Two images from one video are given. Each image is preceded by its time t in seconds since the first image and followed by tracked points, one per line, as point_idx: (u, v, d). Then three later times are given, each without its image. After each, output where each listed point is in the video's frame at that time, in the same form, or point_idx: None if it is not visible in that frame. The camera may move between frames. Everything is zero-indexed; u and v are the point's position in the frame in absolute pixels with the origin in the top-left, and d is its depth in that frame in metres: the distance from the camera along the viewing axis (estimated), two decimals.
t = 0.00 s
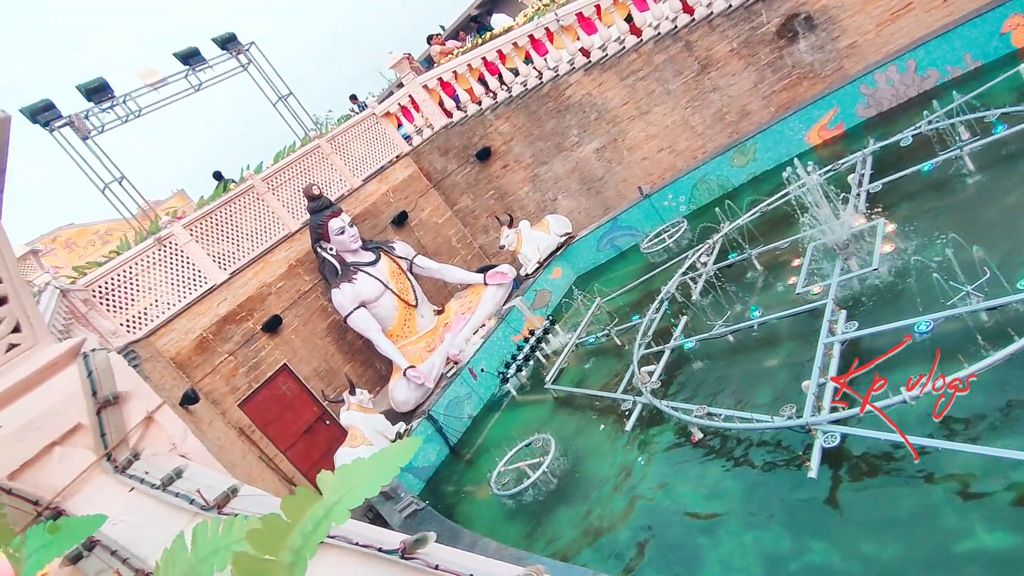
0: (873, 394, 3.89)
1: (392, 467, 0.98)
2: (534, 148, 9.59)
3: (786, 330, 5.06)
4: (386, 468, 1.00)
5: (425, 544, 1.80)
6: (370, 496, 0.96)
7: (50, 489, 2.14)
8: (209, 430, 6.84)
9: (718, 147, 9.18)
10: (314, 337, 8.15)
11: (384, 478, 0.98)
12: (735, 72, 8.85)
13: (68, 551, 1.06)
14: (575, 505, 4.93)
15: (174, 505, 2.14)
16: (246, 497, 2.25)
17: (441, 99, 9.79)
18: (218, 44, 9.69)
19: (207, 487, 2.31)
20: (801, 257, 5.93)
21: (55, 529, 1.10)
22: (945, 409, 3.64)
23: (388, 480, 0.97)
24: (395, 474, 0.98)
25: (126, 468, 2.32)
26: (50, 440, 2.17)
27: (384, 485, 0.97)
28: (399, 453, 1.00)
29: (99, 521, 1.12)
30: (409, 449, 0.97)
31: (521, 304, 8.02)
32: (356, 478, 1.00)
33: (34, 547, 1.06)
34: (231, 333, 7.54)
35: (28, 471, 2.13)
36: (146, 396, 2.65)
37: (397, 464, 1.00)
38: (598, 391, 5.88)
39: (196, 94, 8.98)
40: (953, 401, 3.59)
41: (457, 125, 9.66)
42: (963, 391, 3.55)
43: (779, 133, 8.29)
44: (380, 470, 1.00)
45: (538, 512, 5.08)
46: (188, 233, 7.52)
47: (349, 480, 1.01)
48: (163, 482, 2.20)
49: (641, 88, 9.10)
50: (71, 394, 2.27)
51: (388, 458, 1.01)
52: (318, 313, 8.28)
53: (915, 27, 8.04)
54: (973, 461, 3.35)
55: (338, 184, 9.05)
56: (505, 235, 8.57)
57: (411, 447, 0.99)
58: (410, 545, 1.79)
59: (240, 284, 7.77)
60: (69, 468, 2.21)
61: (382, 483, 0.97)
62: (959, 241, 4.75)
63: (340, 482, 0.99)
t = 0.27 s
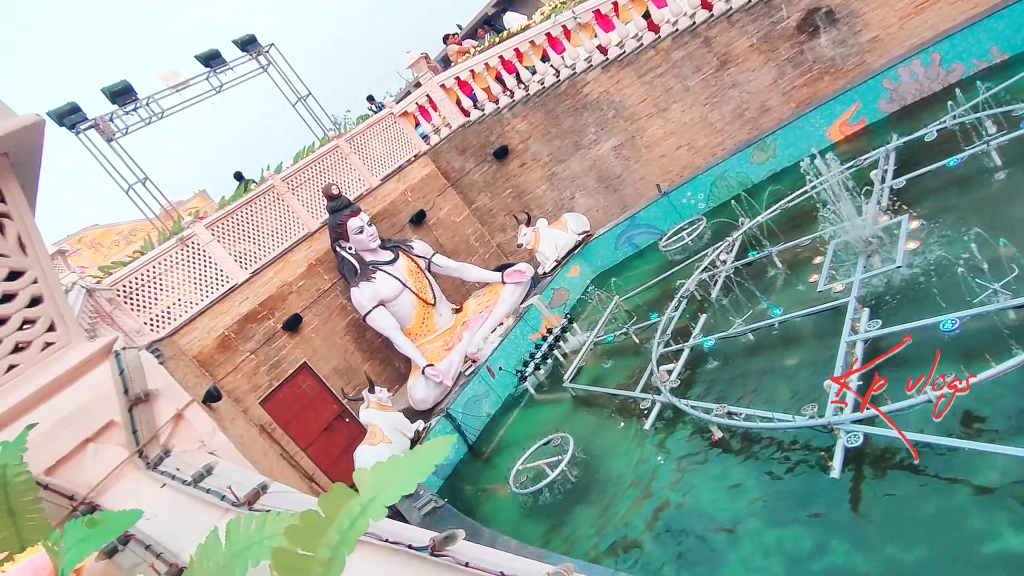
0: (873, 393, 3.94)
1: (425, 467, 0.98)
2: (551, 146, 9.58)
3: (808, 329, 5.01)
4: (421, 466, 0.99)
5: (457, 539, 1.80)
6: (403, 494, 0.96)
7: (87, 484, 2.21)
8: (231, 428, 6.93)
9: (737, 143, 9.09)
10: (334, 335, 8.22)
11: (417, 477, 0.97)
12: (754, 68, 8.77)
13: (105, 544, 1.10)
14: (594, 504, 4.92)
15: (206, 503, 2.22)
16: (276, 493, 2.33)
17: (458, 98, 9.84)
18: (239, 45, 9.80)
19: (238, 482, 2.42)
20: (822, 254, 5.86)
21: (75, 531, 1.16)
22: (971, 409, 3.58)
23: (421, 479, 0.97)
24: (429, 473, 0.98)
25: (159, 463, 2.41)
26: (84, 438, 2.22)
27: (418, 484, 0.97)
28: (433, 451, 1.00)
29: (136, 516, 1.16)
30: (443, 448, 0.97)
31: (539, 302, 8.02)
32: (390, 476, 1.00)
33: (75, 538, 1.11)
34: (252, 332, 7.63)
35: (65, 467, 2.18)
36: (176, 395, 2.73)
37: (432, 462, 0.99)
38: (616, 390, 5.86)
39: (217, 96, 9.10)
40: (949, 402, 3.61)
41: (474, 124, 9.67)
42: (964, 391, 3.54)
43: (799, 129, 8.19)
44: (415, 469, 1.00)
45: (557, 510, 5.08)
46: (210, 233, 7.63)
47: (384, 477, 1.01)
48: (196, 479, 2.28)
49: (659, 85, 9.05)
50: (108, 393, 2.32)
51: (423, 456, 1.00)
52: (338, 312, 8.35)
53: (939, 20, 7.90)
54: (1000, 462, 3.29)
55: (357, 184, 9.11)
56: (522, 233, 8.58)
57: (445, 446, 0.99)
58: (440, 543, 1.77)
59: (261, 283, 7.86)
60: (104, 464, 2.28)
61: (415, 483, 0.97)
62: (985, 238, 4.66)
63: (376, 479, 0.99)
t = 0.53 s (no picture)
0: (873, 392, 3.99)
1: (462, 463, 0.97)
2: (570, 144, 9.56)
3: (830, 328, 4.94)
4: (460, 463, 0.98)
5: (488, 536, 1.81)
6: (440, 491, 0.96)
7: (123, 475, 2.53)
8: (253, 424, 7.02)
9: (758, 140, 9.00)
10: (353, 333, 8.29)
11: (454, 474, 0.96)
12: (775, 64, 8.67)
13: (142, 537, 1.10)
14: (613, 503, 4.90)
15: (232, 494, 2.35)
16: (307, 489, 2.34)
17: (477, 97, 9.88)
18: (260, 47, 9.92)
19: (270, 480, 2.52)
20: (845, 252, 5.78)
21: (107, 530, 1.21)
22: (999, 408, 3.51)
23: (458, 476, 0.96)
24: (466, 470, 0.97)
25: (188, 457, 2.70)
26: (116, 433, 2.57)
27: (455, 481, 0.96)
28: (471, 446, 0.99)
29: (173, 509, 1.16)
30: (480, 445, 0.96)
31: (557, 301, 8.01)
32: (429, 472, 0.99)
33: (115, 529, 1.12)
34: (274, 330, 7.72)
35: (100, 461, 2.51)
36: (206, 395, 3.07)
37: (470, 457, 0.99)
38: (635, 388, 5.84)
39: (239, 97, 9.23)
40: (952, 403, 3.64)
41: (493, 122, 9.68)
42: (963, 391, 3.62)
43: (822, 125, 8.08)
44: (453, 465, 1.00)
45: (576, 509, 5.07)
46: (233, 232, 7.73)
47: (422, 472, 1.02)
48: (228, 474, 2.44)
49: (679, 82, 8.98)
50: (138, 387, 2.71)
51: (463, 452, 1.00)
52: (357, 310, 8.41)
53: (967, 12, 7.73)
54: None
55: (377, 182, 9.16)
56: (541, 231, 8.59)
57: (483, 443, 0.97)
58: (471, 538, 1.80)
59: (282, 281, 7.95)
60: (137, 458, 2.59)
61: (452, 480, 0.96)
62: (1014, 235, 4.56)
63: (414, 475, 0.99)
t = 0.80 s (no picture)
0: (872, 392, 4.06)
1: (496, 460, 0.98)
2: (590, 142, 9.53)
3: (854, 327, 4.88)
4: (494, 457, 1.00)
5: (516, 530, 1.70)
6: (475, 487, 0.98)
7: (155, 470, 2.31)
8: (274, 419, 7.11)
9: (780, 138, 8.89)
10: (373, 330, 8.35)
11: (489, 470, 0.98)
12: (798, 60, 8.56)
13: (182, 526, 1.15)
14: (631, 502, 4.89)
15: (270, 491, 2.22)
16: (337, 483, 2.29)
17: (496, 95, 9.86)
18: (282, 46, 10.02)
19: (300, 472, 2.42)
20: (869, 251, 5.70)
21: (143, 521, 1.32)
22: None
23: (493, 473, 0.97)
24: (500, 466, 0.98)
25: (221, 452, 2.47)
26: (152, 427, 2.34)
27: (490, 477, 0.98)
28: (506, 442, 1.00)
29: (209, 499, 1.20)
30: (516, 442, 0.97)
31: (576, 299, 8.02)
32: (464, 467, 1.01)
33: (154, 518, 1.18)
34: (295, 326, 7.80)
35: (136, 453, 2.30)
36: (234, 384, 2.81)
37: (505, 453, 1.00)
38: (654, 387, 5.81)
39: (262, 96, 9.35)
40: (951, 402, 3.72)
41: (512, 120, 9.69)
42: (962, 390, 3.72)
43: (846, 122, 7.97)
44: (489, 460, 1.01)
45: (594, 507, 5.07)
46: (255, 230, 7.83)
47: (458, 467, 1.03)
48: (259, 467, 2.31)
49: (699, 79, 8.90)
50: (171, 384, 2.39)
51: (498, 448, 1.01)
52: (377, 307, 8.47)
53: (996, 6, 7.57)
54: None
55: (397, 181, 9.22)
56: (560, 229, 8.55)
57: (518, 439, 0.98)
58: (500, 533, 1.69)
59: (304, 279, 8.03)
60: (171, 452, 2.38)
61: (485, 476, 0.98)
62: None
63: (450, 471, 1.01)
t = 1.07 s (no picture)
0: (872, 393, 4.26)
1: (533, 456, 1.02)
2: (610, 141, 9.49)
3: (879, 328, 4.80)
4: (529, 454, 1.04)
5: (547, 526, 1.59)
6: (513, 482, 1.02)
7: (186, 463, 2.16)
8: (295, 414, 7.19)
9: (804, 135, 8.78)
10: (393, 327, 8.40)
11: (525, 465, 1.02)
12: (823, 57, 8.44)
13: (215, 518, 1.21)
14: (650, 502, 4.87)
15: (305, 484, 2.12)
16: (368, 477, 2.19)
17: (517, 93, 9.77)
18: (305, 45, 10.11)
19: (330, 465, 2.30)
20: (895, 250, 5.61)
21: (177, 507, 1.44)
22: None
23: (529, 469, 1.01)
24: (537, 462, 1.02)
25: (253, 446, 2.31)
26: (184, 420, 2.16)
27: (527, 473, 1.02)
28: (541, 439, 1.05)
29: (241, 492, 1.27)
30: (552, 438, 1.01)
31: (596, 297, 7.96)
32: (501, 463, 1.05)
33: (189, 510, 1.25)
34: (317, 323, 7.88)
35: (168, 446, 2.12)
36: (266, 378, 2.60)
37: (540, 450, 1.04)
38: (675, 387, 5.77)
39: (285, 95, 9.45)
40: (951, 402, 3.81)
41: (533, 118, 9.68)
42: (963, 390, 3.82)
43: (871, 119, 7.85)
44: (524, 456, 1.05)
45: (612, 506, 5.06)
46: (278, 227, 7.92)
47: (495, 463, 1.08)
48: (289, 461, 2.20)
49: (722, 76, 8.82)
50: (203, 378, 2.21)
51: (532, 444, 1.06)
52: (397, 305, 8.52)
53: None
54: None
55: (417, 179, 9.26)
56: (580, 228, 8.65)
57: (554, 438, 1.02)
58: (530, 530, 1.58)
59: (325, 276, 8.10)
60: (202, 444, 2.21)
61: (523, 471, 1.02)
62: None
63: (487, 466, 1.05)
